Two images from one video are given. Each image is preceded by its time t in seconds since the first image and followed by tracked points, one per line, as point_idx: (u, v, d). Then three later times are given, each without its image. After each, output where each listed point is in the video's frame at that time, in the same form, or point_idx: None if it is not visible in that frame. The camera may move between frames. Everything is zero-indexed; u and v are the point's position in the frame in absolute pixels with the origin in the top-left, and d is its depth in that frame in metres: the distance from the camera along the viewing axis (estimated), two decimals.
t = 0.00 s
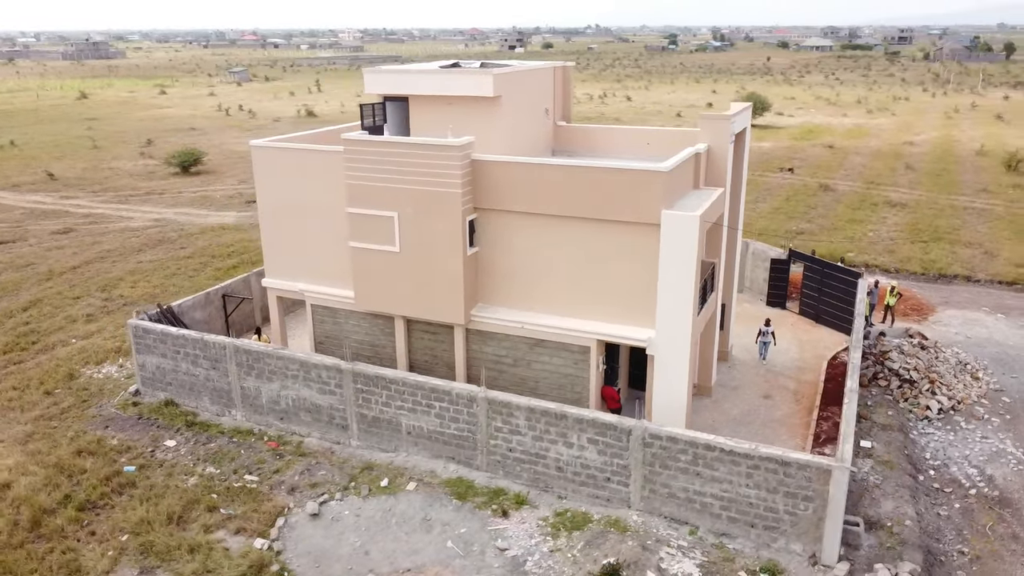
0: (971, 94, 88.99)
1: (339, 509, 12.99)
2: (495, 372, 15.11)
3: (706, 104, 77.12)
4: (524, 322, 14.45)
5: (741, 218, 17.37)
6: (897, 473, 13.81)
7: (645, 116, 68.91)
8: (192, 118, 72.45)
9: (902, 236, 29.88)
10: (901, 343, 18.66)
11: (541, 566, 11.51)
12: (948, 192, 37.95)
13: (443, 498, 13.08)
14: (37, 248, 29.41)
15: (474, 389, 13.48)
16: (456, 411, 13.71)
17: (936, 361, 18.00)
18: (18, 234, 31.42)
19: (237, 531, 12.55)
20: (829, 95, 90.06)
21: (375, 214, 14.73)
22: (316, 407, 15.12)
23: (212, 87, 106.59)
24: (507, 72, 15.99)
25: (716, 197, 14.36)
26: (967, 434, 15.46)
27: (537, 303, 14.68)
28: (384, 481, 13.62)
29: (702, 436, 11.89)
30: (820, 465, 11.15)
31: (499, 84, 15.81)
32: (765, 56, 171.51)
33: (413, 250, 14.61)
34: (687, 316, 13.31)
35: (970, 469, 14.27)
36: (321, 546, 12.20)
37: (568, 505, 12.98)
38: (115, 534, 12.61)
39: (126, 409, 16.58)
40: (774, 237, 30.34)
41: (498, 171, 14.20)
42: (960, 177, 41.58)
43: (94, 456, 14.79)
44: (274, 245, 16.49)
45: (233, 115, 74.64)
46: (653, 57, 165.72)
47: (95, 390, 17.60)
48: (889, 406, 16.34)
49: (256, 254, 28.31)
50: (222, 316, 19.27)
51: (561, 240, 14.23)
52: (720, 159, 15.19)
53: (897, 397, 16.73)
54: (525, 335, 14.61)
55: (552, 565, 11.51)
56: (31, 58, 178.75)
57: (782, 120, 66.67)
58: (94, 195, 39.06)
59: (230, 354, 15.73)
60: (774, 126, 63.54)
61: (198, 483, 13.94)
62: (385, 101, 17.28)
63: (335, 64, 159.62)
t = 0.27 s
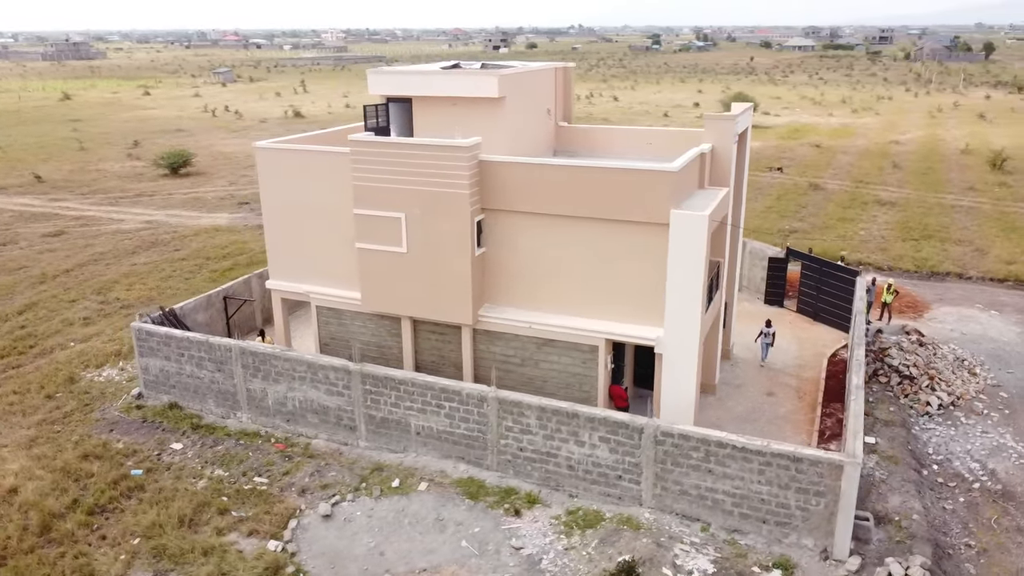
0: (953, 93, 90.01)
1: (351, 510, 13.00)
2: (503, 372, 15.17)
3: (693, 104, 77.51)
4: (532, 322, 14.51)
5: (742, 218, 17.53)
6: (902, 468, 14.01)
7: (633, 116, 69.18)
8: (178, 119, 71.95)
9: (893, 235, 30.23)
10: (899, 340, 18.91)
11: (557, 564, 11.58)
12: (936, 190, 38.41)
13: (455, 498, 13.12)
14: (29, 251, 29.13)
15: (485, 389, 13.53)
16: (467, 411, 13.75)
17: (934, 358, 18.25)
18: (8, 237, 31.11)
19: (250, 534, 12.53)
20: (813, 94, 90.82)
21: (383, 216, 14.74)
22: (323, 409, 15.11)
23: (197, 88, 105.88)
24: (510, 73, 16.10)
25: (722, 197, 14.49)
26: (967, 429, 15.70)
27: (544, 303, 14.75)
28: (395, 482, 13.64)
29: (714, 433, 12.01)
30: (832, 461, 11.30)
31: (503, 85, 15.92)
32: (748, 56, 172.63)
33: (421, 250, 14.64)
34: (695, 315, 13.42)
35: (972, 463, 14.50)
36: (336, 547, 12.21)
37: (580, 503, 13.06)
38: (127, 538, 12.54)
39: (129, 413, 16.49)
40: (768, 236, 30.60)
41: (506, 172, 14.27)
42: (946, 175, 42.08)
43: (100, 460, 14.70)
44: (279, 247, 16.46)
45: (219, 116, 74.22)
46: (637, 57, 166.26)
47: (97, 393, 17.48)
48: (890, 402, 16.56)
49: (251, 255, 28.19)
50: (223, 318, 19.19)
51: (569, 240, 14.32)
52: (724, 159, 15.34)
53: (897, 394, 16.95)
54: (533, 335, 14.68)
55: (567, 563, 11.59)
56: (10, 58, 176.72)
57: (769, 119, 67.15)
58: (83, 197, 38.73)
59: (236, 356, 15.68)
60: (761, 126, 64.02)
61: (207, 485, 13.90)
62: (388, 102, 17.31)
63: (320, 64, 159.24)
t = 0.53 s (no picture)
0: (936, 93, 90.94)
1: (363, 511, 12.98)
2: (511, 371, 15.20)
3: (680, 104, 77.86)
4: (541, 321, 14.55)
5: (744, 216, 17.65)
6: (908, 462, 14.16)
7: (622, 116, 69.41)
8: (164, 121, 71.42)
9: (885, 233, 30.53)
10: (898, 337, 19.11)
11: (572, 562, 11.62)
12: (925, 189, 38.82)
13: (467, 498, 13.14)
14: (20, 254, 28.85)
15: (495, 389, 13.55)
16: (477, 411, 13.77)
17: (933, 354, 18.45)
18: None
19: (262, 536, 12.48)
20: (798, 94, 91.48)
21: (390, 216, 14.73)
22: (330, 410, 15.07)
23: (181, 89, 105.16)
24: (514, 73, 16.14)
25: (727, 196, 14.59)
26: (969, 424, 15.90)
27: (552, 302, 14.80)
28: (405, 482, 13.63)
29: (727, 430, 12.09)
30: (844, 456, 11.41)
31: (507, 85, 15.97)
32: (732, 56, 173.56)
33: (428, 251, 14.64)
34: (704, 313, 13.51)
35: (976, 458, 14.68)
36: (350, 548, 12.19)
37: (591, 502, 13.11)
38: (138, 542, 12.45)
39: (133, 416, 16.38)
40: (761, 235, 30.81)
41: (514, 172, 14.31)
42: (934, 174, 42.53)
43: (106, 464, 14.59)
44: (284, 248, 16.41)
45: (205, 117, 73.74)
46: (622, 58, 166.71)
47: (98, 397, 17.34)
48: (892, 398, 16.73)
49: (246, 257, 28.05)
50: (224, 320, 19.06)
51: (577, 239, 14.37)
52: (728, 159, 15.46)
53: (898, 390, 17.14)
54: (541, 334, 14.72)
55: (583, 561, 11.63)
56: None
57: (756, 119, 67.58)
58: (72, 200, 38.38)
59: (241, 358, 15.60)
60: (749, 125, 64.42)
61: (216, 488, 13.82)
62: (391, 102, 17.31)
63: (305, 64, 158.49)
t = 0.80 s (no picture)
0: (920, 91, 91.79)
1: (376, 512, 12.96)
2: (520, 371, 15.22)
3: (669, 103, 78.12)
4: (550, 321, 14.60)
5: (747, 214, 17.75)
6: (915, 458, 14.32)
7: (611, 115, 69.57)
8: (150, 122, 70.89)
9: (879, 230, 30.79)
10: (898, 334, 19.30)
11: (589, 561, 11.66)
12: (915, 187, 39.17)
13: (481, 497, 13.15)
14: (13, 256, 28.57)
15: (507, 389, 13.57)
16: (488, 411, 13.78)
17: (934, 350, 18.64)
18: None
19: (276, 539, 12.42)
20: (784, 93, 92.02)
21: (398, 217, 14.71)
22: (339, 412, 15.03)
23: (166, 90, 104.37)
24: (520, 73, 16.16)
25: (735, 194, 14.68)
26: (972, 418, 16.08)
27: (561, 301, 14.84)
28: (418, 483, 13.62)
29: (740, 427, 12.17)
30: (858, 452, 11.51)
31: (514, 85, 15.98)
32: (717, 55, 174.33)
33: (437, 251, 14.63)
34: (715, 311, 13.58)
35: (980, 452, 14.86)
36: (365, 550, 12.17)
37: (604, 500, 13.15)
38: (150, 545, 12.37)
39: (138, 420, 16.26)
40: (756, 233, 31.01)
41: (523, 172, 14.33)
42: (923, 172, 42.94)
43: (113, 468, 14.48)
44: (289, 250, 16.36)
45: (193, 118, 73.26)
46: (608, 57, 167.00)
47: (101, 401, 17.21)
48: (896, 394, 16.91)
49: (243, 259, 27.92)
50: (226, 323, 18.94)
51: (585, 239, 14.41)
52: (734, 159, 15.57)
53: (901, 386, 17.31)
54: (550, 334, 14.77)
55: (599, 560, 11.67)
56: None
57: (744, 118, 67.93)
58: (62, 202, 38.03)
59: (248, 360, 15.52)
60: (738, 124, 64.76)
61: (226, 491, 13.75)
62: (395, 102, 17.30)
63: (291, 65, 157.72)
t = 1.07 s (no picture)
0: (907, 89, 92.47)
1: (392, 513, 12.96)
2: (530, 370, 15.27)
3: (659, 101, 78.31)
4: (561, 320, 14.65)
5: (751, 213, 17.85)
6: (923, 453, 14.46)
7: (602, 114, 69.68)
8: (139, 123, 70.41)
9: (874, 228, 31.04)
10: (900, 330, 19.49)
11: (608, 558, 11.71)
12: (908, 184, 39.49)
13: (496, 497, 13.18)
14: (8, 259, 28.32)
15: (520, 388, 13.60)
16: (501, 410, 13.81)
17: (936, 346, 18.83)
18: None
19: (293, 540, 12.40)
20: (773, 91, 92.46)
21: (409, 217, 14.71)
22: (351, 412, 15.01)
23: (153, 90, 103.63)
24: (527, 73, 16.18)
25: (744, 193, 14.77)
26: (977, 413, 16.26)
27: (572, 300, 14.89)
28: (432, 483, 13.63)
29: (755, 424, 12.26)
30: (873, 448, 11.61)
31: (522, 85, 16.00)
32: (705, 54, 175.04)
33: (448, 251, 14.65)
34: (727, 309, 13.66)
35: (987, 446, 15.02)
36: (383, 550, 12.17)
37: (618, 498, 13.21)
38: (166, 548, 12.32)
39: (146, 423, 16.18)
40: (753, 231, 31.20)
41: (534, 172, 14.37)
42: (915, 169, 43.29)
43: (124, 471, 14.40)
44: (297, 251, 16.33)
45: (182, 119, 72.84)
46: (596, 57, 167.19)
47: (107, 404, 17.12)
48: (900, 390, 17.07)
49: (242, 259, 27.81)
50: (231, 324, 18.89)
51: (596, 238, 14.47)
52: (740, 157, 15.69)
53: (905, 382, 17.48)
54: (561, 333, 14.83)
55: (618, 557, 11.73)
56: None
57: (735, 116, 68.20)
58: (54, 203, 37.72)
59: (257, 361, 15.47)
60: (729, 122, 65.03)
61: (239, 493, 13.70)
62: (402, 102, 17.29)
63: (279, 64, 157.19)
